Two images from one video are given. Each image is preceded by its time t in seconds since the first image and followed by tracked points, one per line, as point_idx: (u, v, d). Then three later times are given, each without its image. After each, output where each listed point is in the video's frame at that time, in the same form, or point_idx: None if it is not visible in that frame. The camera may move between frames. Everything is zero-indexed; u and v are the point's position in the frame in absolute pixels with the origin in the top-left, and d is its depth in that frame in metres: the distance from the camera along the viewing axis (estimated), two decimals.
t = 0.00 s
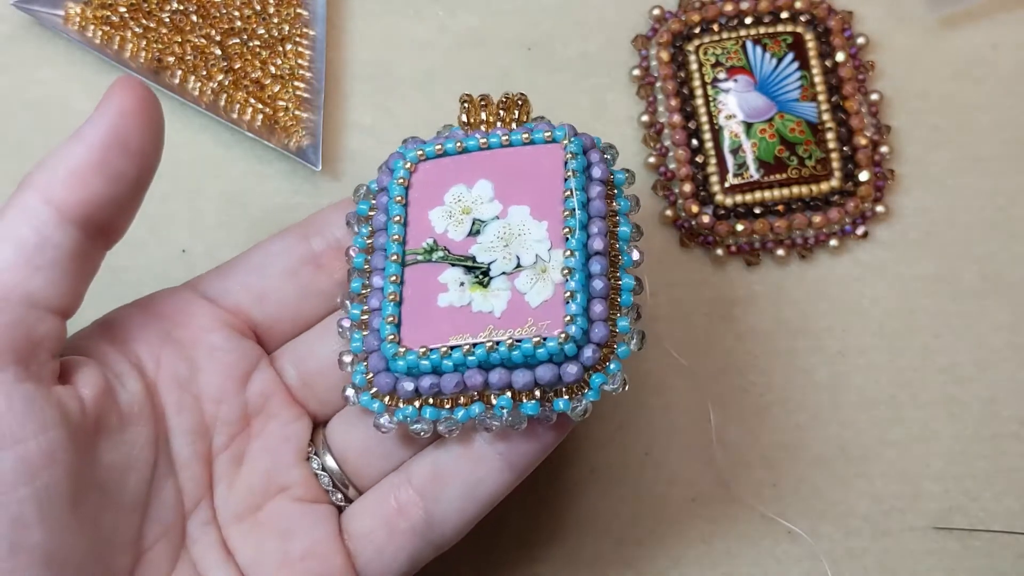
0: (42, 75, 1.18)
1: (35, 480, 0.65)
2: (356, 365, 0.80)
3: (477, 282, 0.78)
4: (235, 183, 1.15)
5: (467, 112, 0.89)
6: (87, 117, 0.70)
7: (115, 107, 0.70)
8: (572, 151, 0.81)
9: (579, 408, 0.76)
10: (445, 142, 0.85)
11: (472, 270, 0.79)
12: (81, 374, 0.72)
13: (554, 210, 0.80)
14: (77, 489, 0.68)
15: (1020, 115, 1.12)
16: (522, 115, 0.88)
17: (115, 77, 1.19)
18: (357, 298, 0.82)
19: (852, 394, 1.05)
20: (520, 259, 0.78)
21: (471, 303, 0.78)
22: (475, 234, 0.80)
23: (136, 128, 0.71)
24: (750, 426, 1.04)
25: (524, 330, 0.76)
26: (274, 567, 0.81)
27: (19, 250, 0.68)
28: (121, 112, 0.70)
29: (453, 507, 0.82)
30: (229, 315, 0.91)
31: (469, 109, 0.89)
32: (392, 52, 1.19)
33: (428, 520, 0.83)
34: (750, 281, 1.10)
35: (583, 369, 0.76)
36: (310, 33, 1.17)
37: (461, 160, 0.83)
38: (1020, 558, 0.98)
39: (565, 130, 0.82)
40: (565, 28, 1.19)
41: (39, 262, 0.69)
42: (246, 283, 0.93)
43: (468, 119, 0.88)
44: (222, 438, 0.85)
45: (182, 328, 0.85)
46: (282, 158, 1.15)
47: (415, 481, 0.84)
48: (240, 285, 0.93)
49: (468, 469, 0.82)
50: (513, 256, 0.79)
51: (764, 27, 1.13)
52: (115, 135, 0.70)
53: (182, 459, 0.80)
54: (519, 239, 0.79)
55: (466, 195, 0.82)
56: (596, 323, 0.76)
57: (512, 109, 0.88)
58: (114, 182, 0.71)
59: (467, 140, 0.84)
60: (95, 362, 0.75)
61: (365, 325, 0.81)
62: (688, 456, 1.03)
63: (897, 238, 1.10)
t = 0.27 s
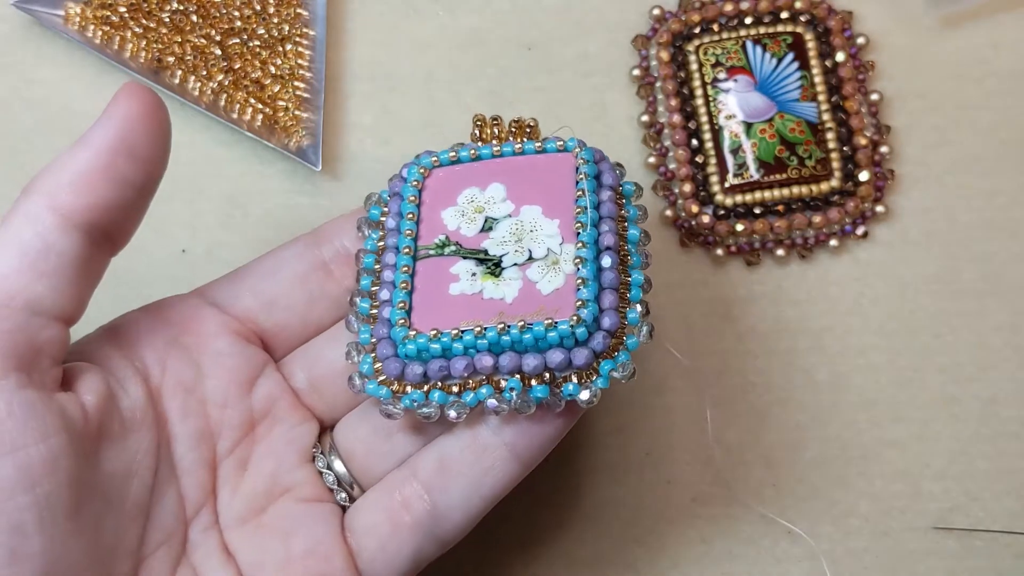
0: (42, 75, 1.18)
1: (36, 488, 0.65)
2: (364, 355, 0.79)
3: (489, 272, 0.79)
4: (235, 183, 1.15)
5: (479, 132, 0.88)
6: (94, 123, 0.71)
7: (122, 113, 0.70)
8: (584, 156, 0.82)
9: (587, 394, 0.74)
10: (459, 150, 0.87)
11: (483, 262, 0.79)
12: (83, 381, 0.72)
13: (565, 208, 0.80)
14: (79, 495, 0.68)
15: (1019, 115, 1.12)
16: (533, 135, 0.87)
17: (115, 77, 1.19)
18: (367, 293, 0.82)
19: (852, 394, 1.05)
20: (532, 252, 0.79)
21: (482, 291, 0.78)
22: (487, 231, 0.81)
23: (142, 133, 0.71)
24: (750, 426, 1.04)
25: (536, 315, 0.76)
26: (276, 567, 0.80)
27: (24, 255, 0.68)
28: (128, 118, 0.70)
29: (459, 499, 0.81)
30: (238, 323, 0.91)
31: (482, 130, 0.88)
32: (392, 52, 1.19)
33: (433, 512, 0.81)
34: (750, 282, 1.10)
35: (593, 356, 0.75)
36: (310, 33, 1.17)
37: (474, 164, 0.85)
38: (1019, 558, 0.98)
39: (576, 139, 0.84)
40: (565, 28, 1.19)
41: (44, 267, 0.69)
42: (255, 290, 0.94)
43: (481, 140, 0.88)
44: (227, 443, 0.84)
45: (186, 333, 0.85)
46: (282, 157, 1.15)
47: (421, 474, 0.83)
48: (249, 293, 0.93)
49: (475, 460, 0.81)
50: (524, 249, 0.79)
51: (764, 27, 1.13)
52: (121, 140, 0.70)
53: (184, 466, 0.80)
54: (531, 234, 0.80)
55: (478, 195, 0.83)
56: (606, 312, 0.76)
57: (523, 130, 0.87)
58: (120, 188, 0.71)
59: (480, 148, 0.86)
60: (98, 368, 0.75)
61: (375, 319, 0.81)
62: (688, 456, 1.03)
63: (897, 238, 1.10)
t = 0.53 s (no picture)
0: (42, 75, 1.18)
1: (38, 490, 0.65)
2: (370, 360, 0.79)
3: (497, 278, 0.78)
4: (235, 183, 1.15)
5: (484, 129, 0.88)
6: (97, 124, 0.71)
7: (125, 114, 0.70)
8: (590, 159, 0.82)
9: (595, 402, 0.74)
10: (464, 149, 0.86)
11: (490, 267, 0.79)
12: (86, 383, 0.72)
13: (572, 211, 0.81)
14: (81, 497, 0.68)
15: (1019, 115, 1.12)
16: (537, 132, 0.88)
17: (115, 77, 1.19)
18: (372, 296, 0.82)
19: (852, 394, 1.05)
20: (539, 257, 0.79)
21: (490, 297, 0.78)
22: (494, 234, 0.81)
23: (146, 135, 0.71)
24: (750, 426, 1.04)
25: (545, 325, 0.76)
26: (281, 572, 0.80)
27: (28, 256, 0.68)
28: (132, 120, 0.70)
29: (468, 507, 0.81)
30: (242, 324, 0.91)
31: (486, 127, 0.88)
32: (392, 52, 1.19)
33: (440, 520, 0.81)
34: (751, 282, 1.10)
35: (602, 364, 0.75)
36: (310, 33, 1.17)
37: (481, 165, 0.85)
38: (1019, 558, 0.98)
39: (582, 140, 0.84)
40: (565, 28, 1.19)
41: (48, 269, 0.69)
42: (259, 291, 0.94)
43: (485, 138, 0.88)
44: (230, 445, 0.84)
45: (190, 335, 0.85)
46: (282, 157, 1.15)
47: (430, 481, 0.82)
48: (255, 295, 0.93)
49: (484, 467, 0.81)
50: (531, 254, 0.79)
51: (764, 27, 1.13)
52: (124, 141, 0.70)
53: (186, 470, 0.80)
54: (538, 239, 0.80)
55: (484, 198, 0.83)
56: (615, 320, 0.77)
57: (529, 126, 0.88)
58: (123, 190, 0.71)
59: (486, 148, 0.85)
60: (100, 370, 0.75)
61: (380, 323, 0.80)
62: (688, 456, 1.03)
63: (897, 238, 1.10)
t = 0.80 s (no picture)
0: (42, 74, 1.18)
1: (63, 503, 0.64)
2: (365, 381, 0.80)
3: (496, 314, 0.77)
4: (236, 183, 1.15)
5: (471, 98, 0.84)
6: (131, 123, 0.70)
7: (157, 112, 0.70)
8: (590, 172, 0.78)
9: (590, 442, 0.78)
10: (455, 146, 0.80)
11: (489, 299, 0.77)
12: (96, 385, 0.71)
13: (572, 239, 0.78)
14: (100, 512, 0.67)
15: (1018, 115, 1.12)
16: (528, 104, 0.84)
17: (115, 77, 1.19)
18: (363, 307, 0.80)
19: (852, 394, 1.05)
20: (538, 292, 0.77)
21: (489, 337, 0.77)
22: (491, 259, 0.78)
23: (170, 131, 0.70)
24: (750, 426, 1.04)
25: (546, 371, 0.76)
26: None
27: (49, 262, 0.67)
28: (164, 119, 0.70)
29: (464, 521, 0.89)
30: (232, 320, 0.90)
31: (473, 96, 0.84)
32: (392, 52, 1.19)
33: (438, 533, 0.89)
34: (750, 281, 1.10)
35: (598, 408, 0.78)
36: (310, 33, 1.17)
37: (477, 167, 0.79)
38: (1018, 557, 0.99)
39: (580, 146, 0.79)
40: (565, 28, 1.19)
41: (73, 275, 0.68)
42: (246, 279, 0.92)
43: (471, 108, 0.84)
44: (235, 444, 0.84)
45: (183, 331, 0.83)
46: (282, 158, 1.15)
47: (427, 497, 0.90)
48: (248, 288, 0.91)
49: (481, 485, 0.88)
50: (533, 288, 0.77)
51: (764, 27, 1.13)
52: (155, 143, 0.69)
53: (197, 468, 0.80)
54: (537, 270, 0.78)
55: (479, 214, 0.78)
56: (612, 362, 0.78)
57: (519, 96, 0.83)
58: (151, 190, 0.70)
59: (480, 149, 0.79)
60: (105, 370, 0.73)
61: (375, 339, 0.79)
62: (687, 457, 1.03)
63: (897, 238, 1.10)
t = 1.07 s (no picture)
0: (42, 74, 1.18)
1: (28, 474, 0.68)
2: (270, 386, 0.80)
3: (396, 374, 0.77)
4: (235, 183, 1.15)
5: (479, 160, 0.84)
6: (274, 195, 0.77)
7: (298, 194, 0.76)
8: (546, 276, 0.76)
9: (439, 535, 0.77)
10: (437, 199, 0.79)
11: (400, 359, 0.77)
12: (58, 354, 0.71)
13: (504, 333, 0.76)
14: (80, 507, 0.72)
15: (1018, 115, 1.12)
16: (530, 190, 0.84)
17: (114, 76, 1.18)
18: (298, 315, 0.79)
19: (852, 394, 1.05)
20: (447, 372, 0.76)
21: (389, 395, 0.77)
22: (421, 320, 0.77)
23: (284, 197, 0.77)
24: (750, 427, 1.04)
25: (421, 449, 0.76)
26: None
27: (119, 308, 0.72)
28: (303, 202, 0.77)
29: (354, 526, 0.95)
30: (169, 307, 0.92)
31: (482, 158, 0.84)
32: (392, 52, 1.19)
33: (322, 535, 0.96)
34: (750, 281, 1.09)
35: (479, 495, 0.76)
36: (310, 33, 1.17)
37: (444, 223, 0.78)
38: (1019, 557, 0.99)
39: (552, 246, 0.76)
40: (565, 27, 1.19)
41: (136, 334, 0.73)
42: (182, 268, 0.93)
43: (476, 168, 0.83)
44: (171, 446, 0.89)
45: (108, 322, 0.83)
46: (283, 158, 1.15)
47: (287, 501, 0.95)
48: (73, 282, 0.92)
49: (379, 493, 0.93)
50: (440, 363, 0.76)
51: (764, 27, 1.13)
52: (286, 219, 0.77)
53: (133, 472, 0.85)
54: (453, 348, 0.76)
55: (429, 270, 0.78)
56: (488, 468, 0.76)
57: (528, 177, 0.84)
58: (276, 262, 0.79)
59: (455, 211, 0.78)
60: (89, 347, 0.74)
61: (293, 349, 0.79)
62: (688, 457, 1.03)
63: (898, 238, 1.10)
